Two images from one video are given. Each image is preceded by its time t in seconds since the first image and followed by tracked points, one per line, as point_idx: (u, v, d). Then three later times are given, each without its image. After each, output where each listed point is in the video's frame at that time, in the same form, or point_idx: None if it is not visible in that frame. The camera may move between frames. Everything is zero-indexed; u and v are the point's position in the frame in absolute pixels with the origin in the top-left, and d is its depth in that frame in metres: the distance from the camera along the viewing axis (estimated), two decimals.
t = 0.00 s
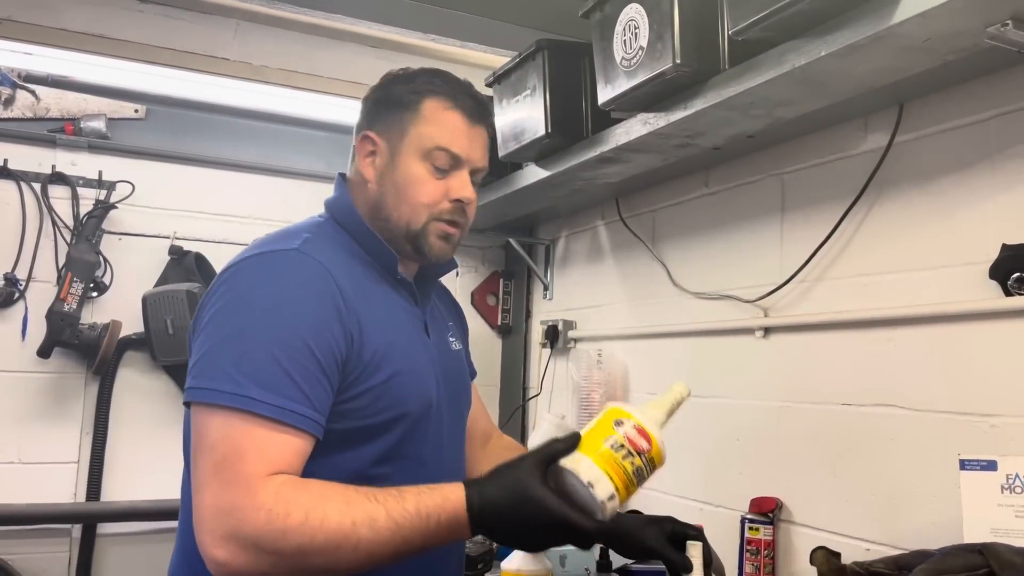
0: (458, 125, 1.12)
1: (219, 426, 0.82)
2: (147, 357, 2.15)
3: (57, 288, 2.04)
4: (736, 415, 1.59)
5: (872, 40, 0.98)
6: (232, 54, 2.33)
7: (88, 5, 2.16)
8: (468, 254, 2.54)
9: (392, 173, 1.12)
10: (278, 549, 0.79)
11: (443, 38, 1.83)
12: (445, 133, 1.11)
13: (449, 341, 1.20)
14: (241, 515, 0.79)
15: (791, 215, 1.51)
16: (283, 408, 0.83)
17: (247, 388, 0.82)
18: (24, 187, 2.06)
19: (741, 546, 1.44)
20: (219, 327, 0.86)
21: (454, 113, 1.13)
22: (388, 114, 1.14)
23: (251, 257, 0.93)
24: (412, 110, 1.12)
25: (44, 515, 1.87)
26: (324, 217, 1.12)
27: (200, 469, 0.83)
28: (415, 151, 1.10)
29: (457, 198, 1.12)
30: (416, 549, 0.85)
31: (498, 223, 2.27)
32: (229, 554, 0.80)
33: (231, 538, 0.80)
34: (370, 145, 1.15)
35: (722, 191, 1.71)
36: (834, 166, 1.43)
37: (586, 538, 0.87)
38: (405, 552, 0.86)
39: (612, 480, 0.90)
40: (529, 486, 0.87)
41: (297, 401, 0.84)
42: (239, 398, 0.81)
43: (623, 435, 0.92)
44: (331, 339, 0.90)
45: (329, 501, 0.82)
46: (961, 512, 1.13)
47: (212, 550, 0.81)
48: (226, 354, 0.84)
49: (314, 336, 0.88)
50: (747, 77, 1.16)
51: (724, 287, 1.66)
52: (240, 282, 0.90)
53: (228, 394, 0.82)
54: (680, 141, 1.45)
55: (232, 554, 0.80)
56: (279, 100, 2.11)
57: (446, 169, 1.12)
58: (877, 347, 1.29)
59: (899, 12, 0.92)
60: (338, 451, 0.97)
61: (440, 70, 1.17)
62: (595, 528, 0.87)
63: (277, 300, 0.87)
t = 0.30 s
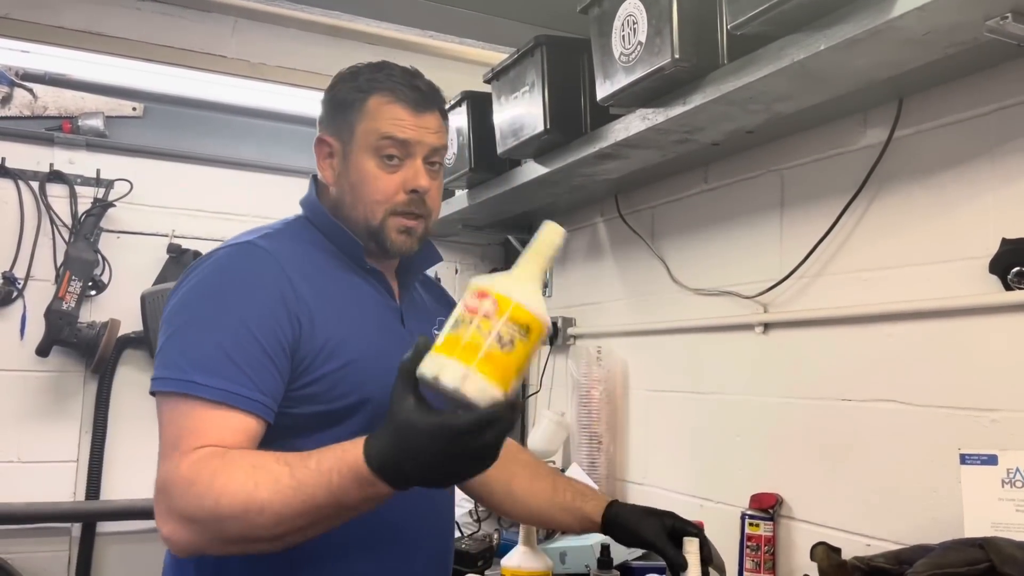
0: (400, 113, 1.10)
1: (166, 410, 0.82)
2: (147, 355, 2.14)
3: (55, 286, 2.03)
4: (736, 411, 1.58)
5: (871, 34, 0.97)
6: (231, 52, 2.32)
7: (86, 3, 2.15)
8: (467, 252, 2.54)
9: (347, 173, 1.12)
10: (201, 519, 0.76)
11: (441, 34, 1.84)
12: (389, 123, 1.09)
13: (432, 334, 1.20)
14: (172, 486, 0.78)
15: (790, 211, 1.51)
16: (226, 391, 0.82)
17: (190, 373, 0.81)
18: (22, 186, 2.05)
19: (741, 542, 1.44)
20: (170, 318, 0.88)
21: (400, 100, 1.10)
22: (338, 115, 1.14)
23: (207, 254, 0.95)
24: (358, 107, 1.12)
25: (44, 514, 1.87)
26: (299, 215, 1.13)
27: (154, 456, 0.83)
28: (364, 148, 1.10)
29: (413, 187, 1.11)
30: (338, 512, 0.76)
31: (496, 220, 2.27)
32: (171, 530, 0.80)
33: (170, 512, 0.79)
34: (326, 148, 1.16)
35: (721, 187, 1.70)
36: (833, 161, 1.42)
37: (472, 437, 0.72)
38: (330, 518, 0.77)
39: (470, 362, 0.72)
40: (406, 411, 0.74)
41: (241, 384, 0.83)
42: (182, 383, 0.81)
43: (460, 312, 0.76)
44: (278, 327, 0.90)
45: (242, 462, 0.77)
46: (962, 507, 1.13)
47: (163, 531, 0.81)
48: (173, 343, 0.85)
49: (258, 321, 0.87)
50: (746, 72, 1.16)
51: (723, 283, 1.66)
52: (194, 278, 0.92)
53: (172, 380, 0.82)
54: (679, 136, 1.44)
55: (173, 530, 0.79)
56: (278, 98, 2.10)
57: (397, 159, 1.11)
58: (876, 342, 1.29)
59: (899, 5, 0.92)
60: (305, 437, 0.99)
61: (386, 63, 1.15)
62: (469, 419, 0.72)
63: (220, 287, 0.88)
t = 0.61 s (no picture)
0: (392, 111, 1.10)
1: (132, 403, 0.81)
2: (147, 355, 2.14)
3: (54, 286, 2.03)
4: (736, 408, 1.58)
5: (872, 29, 0.97)
6: (230, 50, 2.32)
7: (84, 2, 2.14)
8: (466, 250, 2.54)
9: (339, 169, 1.12)
10: (141, 514, 0.73)
11: (440, 32, 1.84)
12: (382, 120, 1.09)
13: (425, 338, 1.17)
14: (122, 476, 0.76)
15: (791, 207, 1.51)
16: (193, 384, 0.80)
17: (160, 365, 0.80)
18: (21, 186, 2.05)
19: (743, 540, 1.43)
20: (148, 311, 0.87)
21: (393, 98, 1.10)
22: (332, 113, 1.14)
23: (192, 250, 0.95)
24: (351, 104, 1.11)
25: (45, 514, 1.87)
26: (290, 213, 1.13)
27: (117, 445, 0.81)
28: (356, 144, 1.10)
29: (403, 183, 1.10)
30: (279, 530, 0.73)
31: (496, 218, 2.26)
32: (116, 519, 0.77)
33: (116, 502, 0.77)
34: (318, 145, 1.15)
35: (721, 183, 1.70)
36: (834, 158, 1.42)
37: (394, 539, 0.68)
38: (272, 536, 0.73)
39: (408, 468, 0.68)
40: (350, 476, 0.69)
41: (210, 378, 0.81)
42: (150, 375, 0.79)
43: (427, 415, 0.68)
44: (253, 324, 0.88)
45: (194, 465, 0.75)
46: (965, 505, 1.12)
47: (112, 521, 0.79)
48: (146, 335, 0.84)
49: (234, 316, 0.86)
50: (747, 68, 1.15)
51: (724, 281, 1.66)
52: (174, 271, 0.90)
53: (142, 371, 0.80)
54: (680, 133, 1.43)
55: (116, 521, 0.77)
56: (278, 96, 2.10)
57: (389, 155, 1.10)
58: (878, 339, 1.29)
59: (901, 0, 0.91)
60: (278, 431, 0.98)
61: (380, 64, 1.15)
62: (394, 525, 0.67)
63: (199, 282, 0.87)
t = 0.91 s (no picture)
0: (455, 149, 1.17)
1: (160, 410, 0.80)
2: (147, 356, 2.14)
3: (55, 287, 2.03)
4: (738, 408, 1.58)
5: (874, 29, 0.97)
6: (229, 51, 2.31)
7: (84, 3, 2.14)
8: (467, 250, 2.53)
9: (400, 183, 1.10)
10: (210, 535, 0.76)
11: (440, 32, 1.84)
12: (450, 155, 1.15)
13: (410, 337, 1.18)
14: (176, 497, 0.76)
15: (792, 207, 1.50)
16: (226, 391, 0.80)
17: (189, 371, 0.79)
18: (21, 187, 2.05)
19: (745, 541, 1.43)
20: (166, 314, 0.85)
21: (451, 134, 1.16)
22: (393, 123, 1.10)
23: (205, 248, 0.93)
24: (421, 127, 1.12)
25: (46, 516, 1.87)
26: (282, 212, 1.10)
27: (144, 453, 0.80)
28: (422, 168, 1.12)
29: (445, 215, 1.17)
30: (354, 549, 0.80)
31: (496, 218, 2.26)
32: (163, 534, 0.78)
33: (169, 521, 0.77)
34: (373, 149, 1.09)
35: (722, 183, 1.70)
36: (835, 157, 1.42)
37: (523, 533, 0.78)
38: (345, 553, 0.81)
39: (539, 463, 0.78)
40: (455, 481, 0.79)
41: (242, 385, 0.82)
42: (181, 380, 0.79)
43: (547, 412, 0.80)
44: (279, 328, 0.88)
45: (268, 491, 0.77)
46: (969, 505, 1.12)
47: (151, 533, 0.79)
48: (169, 339, 0.82)
49: (262, 321, 0.86)
50: (749, 68, 1.15)
51: (726, 280, 1.65)
52: (190, 272, 0.88)
53: (170, 377, 0.79)
54: (680, 133, 1.43)
55: (166, 537, 0.77)
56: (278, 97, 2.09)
57: (442, 186, 1.15)
58: (880, 339, 1.29)
59: None
60: (291, 437, 0.97)
61: (435, 91, 1.18)
62: (528, 519, 0.77)
63: (222, 285, 0.86)
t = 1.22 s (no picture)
0: (469, 162, 1.22)
1: (240, 399, 0.78)
2: (147, 356, 2.14)
3: (56, 287, 2.02)
4: (739, 407, 1.58)
5: (875, 26, 0.97)
6: (229, 51, 2.31)
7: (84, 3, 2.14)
8: (468, 249, 2.53)
9: (422, 188, 1.13)
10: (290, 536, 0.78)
11: (441, 31, 1.84)
12: (465, 166, 1.20)
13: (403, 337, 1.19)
14: (270, 494, 0.77)
15: (793, 206, 1.50)
16: (301, 383, 0.81)
17: (268, 361, 0.79)
18: (21, 187, 2.05)
19: (747, 539, 1.43)
20: (230, 301, 0.83)
21: (467, 144, 1.21)
22: (419, 129, 1.13)
23: (260, 233, 0.90)
24: (444, 136, 1.16)
25: (46, 516, 1.87)
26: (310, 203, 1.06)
27: (213, 440, 0.78)
28: (442, 176, 1.15)
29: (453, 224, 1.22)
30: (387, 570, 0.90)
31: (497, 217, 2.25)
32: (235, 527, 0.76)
33: (252, 515, 0.76)
34: (398, 152, 1.10)
35: (722, 182, 1.70)
36: (835, 155, 1.42)
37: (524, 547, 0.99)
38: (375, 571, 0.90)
39: (529, 491, 1.03)
40: (468, 515, 0.98)
41: (313, 377, 0.82)
42: (262, 370, 0.78)
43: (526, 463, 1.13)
44: (341, 321, 0.89)
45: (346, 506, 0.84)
46: (970, 502, 1.12)
47: (213, 524, 0.76)
48: (242, 325, 0.80)
49: (329, 315, 0.86)
50: (749, 66, 1.15)
51: (726, 279, 1.65)
52: (255, 257, 0.86)
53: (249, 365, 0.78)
54: (681, 131, 1.43)
55: (238, 530, 0.76)
56: (278, 96, 2.09)
57: (454, 195, 1.20)
58: (881, 337, 1.29)
59: None
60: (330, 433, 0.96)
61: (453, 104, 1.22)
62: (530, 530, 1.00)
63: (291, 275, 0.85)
